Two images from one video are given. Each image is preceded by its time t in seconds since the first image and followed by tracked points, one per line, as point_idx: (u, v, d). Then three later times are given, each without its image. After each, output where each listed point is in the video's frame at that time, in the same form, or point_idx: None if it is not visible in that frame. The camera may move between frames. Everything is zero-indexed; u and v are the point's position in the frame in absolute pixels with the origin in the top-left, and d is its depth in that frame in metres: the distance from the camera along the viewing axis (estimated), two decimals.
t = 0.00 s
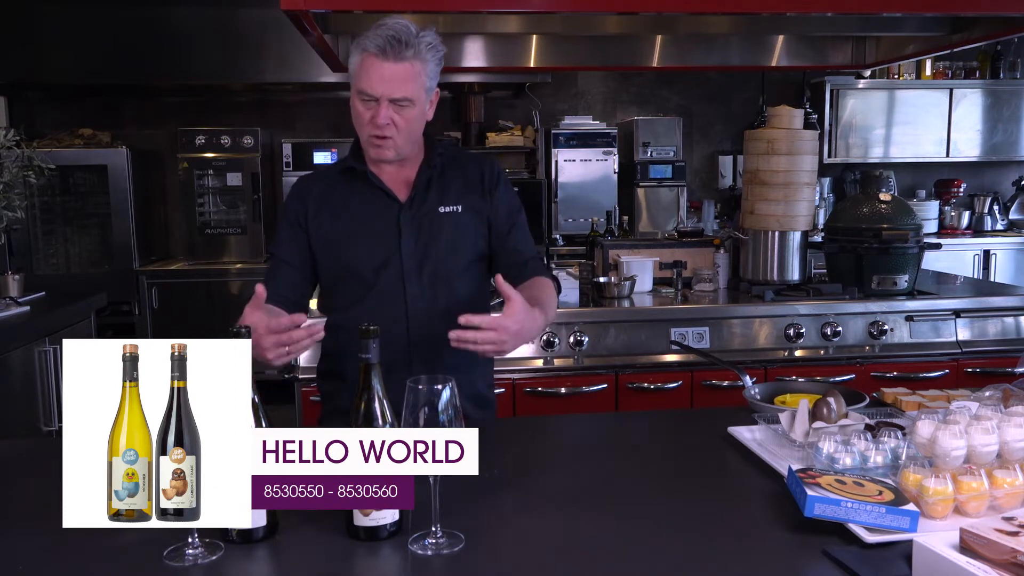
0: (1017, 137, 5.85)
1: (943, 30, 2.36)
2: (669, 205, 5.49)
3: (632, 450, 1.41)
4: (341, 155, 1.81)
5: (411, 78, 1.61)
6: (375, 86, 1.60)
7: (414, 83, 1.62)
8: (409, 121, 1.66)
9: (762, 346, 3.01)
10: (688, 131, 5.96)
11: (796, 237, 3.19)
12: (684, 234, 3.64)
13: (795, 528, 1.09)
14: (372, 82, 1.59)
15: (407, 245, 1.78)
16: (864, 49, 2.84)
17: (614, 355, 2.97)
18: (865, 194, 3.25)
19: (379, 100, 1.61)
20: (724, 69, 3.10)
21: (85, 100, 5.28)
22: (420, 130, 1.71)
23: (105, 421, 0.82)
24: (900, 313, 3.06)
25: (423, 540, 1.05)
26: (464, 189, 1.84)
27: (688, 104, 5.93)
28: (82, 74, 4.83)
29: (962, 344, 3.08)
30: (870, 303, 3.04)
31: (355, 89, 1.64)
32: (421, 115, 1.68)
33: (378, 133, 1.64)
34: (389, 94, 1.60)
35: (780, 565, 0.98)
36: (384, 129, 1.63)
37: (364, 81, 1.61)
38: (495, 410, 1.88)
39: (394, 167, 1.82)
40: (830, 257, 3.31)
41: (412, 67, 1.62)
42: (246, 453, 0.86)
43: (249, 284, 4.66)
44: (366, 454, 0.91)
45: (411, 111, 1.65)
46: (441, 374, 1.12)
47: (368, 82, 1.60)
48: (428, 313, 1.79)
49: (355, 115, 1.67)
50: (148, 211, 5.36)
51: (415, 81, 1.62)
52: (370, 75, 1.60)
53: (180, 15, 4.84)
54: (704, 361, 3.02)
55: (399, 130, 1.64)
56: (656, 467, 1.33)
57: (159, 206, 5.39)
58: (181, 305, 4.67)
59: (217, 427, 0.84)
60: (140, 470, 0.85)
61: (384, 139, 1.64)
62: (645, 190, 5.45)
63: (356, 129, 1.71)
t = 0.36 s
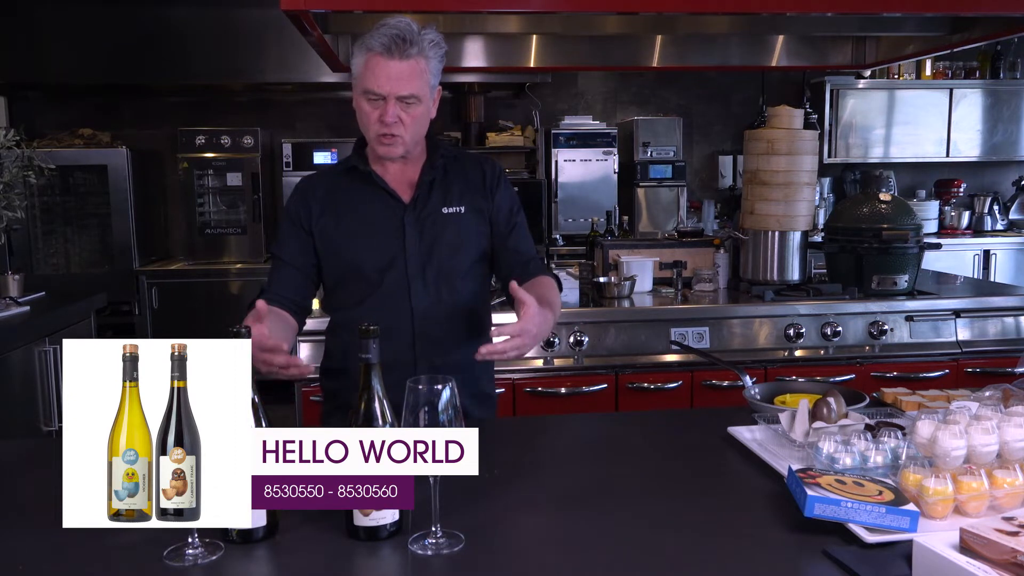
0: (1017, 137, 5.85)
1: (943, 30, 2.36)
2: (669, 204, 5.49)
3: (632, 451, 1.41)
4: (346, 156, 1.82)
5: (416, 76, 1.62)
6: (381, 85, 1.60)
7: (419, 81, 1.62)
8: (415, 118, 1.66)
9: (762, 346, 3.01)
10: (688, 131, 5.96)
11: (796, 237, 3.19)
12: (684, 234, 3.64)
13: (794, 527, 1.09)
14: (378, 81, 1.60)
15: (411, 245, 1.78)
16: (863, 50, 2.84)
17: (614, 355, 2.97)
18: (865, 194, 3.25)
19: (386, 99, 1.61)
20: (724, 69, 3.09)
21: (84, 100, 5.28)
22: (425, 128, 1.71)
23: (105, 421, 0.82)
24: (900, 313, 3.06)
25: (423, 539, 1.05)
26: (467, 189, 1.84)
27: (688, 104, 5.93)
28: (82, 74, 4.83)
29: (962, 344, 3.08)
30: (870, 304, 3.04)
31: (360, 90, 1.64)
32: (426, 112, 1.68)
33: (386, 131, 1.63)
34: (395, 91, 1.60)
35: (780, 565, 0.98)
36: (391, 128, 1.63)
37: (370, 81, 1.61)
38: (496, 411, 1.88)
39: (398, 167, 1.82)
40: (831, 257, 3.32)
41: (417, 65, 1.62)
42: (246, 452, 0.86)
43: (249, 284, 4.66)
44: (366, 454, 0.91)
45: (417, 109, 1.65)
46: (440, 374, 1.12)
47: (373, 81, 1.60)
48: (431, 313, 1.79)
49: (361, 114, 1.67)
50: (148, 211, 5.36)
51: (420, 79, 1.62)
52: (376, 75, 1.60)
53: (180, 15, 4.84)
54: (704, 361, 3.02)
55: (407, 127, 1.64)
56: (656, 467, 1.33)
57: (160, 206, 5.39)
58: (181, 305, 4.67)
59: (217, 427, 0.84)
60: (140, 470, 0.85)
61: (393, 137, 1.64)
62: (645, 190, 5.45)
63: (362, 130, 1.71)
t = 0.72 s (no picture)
0: (1017, 137, 5.85)
1: (942, 30, 2.36)
2: (669, 204, 5.49)
3: (633, 451, 1.41)
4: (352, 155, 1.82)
5: (426, 64, 1.65)
6: (393, 69, 1.62)
7: (429, 69, 1.65)
8: (423, 107, 1.67)
9: (762, 346, 3.01)
10: (688, 131, 5.96)
11: (796, 237, 3.19)
12: (684, 234, 3.64)
13: (794, 527, 1.09)
14: (390, 67, 1.62)
15: (417, 242, 1.79)
16: (864, 50, 2.81)
17: (614, 355, 2.97)
18: (865, 194, 3.25)
19: (397, 83, 1.63)
20: (724, 69, 3.09)
21: (85, 100, 5.28)
22: (433, 120, 1.72)
23: None
24: (900, 313, 3.06)
25: (423, 540, 1.05)
26: (470, 188, 1.85)
27: (688, 104, 5.93)
28: (82, 74, 4.83)
29: (962, 344, 3.08)
30: (870, 303, 3.04)
31: (372, 75, 1.65)
32: (434, 104, 1.70)
33: (395, 116, 1.65)
34: (407, 76, 1.63)
35: (780, 565, 0.98)
36: (400, 112, 1.64)
37: (382, 65, 1.63)
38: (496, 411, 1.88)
39: (403, 165, 1.84)
40: (830, 257, 3.32)
41: (428, 55, 1.65)
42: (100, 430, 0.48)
43: (249, 284, 4.66)
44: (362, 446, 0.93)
45: (426, 97, 1.67)
46: (440, 374, 1.12)
47: (385, 65, 1.63)
48: (436, 310, 1.80)
49: (369, 102, 1.68)
50: (147, 211, 5.36)
51: (430, 68, 1.66)
52: (389, 60, 1.63)
53: (180, 15, 4.84)
54: (704, 361, 3.02)
55: (416, 114, 1.66)
56: (656, 467, 1.33)
57: (160, 206, 5.39)
58: (181, 305, 4.66)
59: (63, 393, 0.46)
60: None
61: (402, 122, 1.65)
62: (645, 190, 5.45)
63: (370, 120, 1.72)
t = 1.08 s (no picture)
0: (1017, 137, 5.85)
1: (943, 30, 2.36)
2: (669, 204, 5.49)
3: (634, 451, 1.41)
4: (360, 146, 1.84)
5: (444, 52, 1.69)
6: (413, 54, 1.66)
7: (447, 58, 1.69)
8: (438, 94, 1.70)
9: (762, 346, 3.01)
10: (688, 131, 5.96)
11: (796, 237, 3.19)
12: (684, 234, 3.64)
13: (794, 527, 1.09)
14: (409, 51, 1.66)
15: (420, 236, 1.81)
16: (864, 49, 2.83)
17: (614, 355, 2.97)
18: (865, 194, 3.25)
19: (414, 68, 1.67)
20: (724, 69, 3.09)
21: (85, 100, 5.28)
22: (446, 108, 1.75)
23: None
24: (900, 313, 3.06)
25: (423, 539, 1.05)
26: (474, 182, 1.86)
27: (688, 104, 5.93)
28: (82, 74, 4.84)
29: (962, 344, 3.08)
30: (870, 303, 3.03)
31: (390, 59, 1.69)
32: (448, 95, 1.73)
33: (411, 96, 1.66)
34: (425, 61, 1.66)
35: (780, 565, 0.98)
36: (416, 95, 1.67)
37: (401, 50, 1.67)
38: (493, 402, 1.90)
39: (410, 156, 1.86)
40: (831, 257, 3.32)
41: (446, 45, 1.69)
42: None
43: (249, 283, 4.66)
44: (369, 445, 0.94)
45: (441, 83, 1.70)
46: (440, 374, 1.12)
47: (404, 50, 1.67)
48: (437, 302, 1.83)
49: (385, 86, 1.71)
50: (147, 211, 5.36)
51: (448, 58, 1.70)
52: (409, 45, 1.67)
53: (180, 15, 4.84)
54: (704, 361, 3.02)
55: (431, 97, 1.68)
56: (655, 466, 1.33)
57: (160, 206, 5.39)
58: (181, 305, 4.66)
59: None
60: None
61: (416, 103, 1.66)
62: (645, 190, 5.45)
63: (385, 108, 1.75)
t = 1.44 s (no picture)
0: (1017, 137, 5.85)
1: (943, 30, 2.36)
2: (669, 204, 5.49)
3: (634, 451, 1.41)
4: (363, 159, 1.85)
5: (449, 82, 1.66)
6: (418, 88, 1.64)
7: (453, 89, 1.67)
8: (444, 125, 1.69)
9: (762, 346, 3.01)
10: (688, 131, 5.96)
11: (796, 237, 3.19)
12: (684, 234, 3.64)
13: (794, 527, 1.09)
14: (414, 85, 1.64)
15: (419, 256, 1.84)
16: (864, 49, 2.83)
17: (614, 355, 2.97)
18: (865, 194, 3.25)
19: (419, 101, 1.65)
20: (724, 69, 3.08)
21: (85, 100, 5.28)
22: (453, 134, 1.74)
23: None
24: (900, 313, 3.06)
25: (423, 539, 1.05)
26: (476, 203, 1.87)
27: (688, 104, 5.93)
28: (82, 74, 4.84)
29: (962, 344, 3.08)
30: (870, 303, 3.03)
31: (395, 88, 1.67)
32: (454, 121, 1.72)
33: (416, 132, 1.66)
34: (430, 95, 1.64)
35: (780, 565, 0.98)
36: (421, 129, 1.66)
37: (406, 82, 1.65)
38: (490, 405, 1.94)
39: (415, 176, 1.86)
40: (831, 257, 3.32)
41: (452, 74, 1.67)
42: None
43: (249, 284, 4.66)
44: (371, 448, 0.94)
45: (447, 114, 1.69)
46: (440, 375, 1.12)
47: (409, 82, 1.65)
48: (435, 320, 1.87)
49: (391, 114, 1.70)
50: (147, 211, 5.36)
51: (454, 88, 1.67)
52: (413, 77, 1.64)
53: (180, 15, 4.84)
54: (704, 361, 3.02)
55: (436, 131, 1.68)
56: (656, 467, 1.33)
57: (160, 206, 5.39)
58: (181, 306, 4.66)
59: None
60: None
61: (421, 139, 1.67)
62: (645, 190, 5.45)
63: (390, 133, 1.74)
